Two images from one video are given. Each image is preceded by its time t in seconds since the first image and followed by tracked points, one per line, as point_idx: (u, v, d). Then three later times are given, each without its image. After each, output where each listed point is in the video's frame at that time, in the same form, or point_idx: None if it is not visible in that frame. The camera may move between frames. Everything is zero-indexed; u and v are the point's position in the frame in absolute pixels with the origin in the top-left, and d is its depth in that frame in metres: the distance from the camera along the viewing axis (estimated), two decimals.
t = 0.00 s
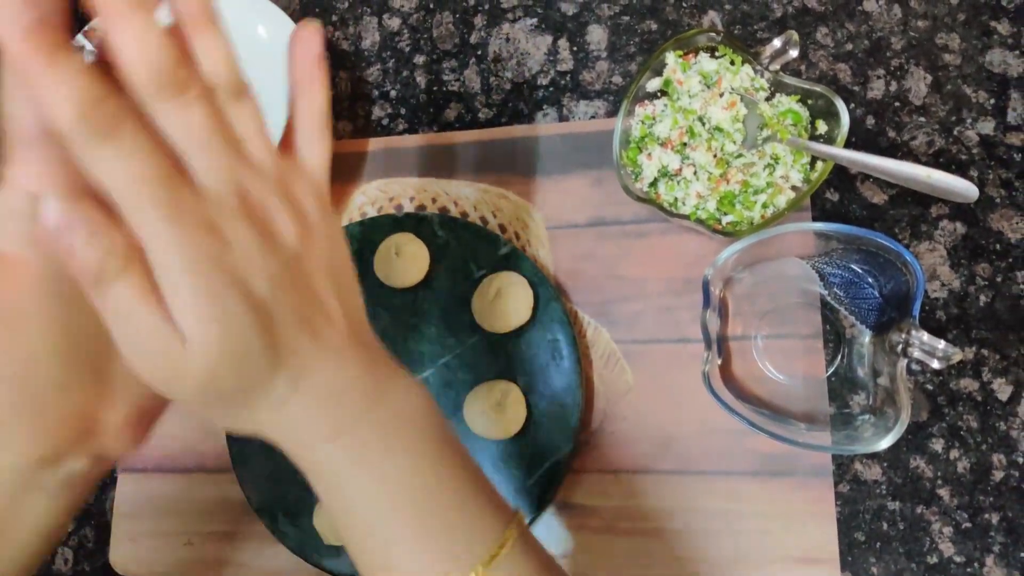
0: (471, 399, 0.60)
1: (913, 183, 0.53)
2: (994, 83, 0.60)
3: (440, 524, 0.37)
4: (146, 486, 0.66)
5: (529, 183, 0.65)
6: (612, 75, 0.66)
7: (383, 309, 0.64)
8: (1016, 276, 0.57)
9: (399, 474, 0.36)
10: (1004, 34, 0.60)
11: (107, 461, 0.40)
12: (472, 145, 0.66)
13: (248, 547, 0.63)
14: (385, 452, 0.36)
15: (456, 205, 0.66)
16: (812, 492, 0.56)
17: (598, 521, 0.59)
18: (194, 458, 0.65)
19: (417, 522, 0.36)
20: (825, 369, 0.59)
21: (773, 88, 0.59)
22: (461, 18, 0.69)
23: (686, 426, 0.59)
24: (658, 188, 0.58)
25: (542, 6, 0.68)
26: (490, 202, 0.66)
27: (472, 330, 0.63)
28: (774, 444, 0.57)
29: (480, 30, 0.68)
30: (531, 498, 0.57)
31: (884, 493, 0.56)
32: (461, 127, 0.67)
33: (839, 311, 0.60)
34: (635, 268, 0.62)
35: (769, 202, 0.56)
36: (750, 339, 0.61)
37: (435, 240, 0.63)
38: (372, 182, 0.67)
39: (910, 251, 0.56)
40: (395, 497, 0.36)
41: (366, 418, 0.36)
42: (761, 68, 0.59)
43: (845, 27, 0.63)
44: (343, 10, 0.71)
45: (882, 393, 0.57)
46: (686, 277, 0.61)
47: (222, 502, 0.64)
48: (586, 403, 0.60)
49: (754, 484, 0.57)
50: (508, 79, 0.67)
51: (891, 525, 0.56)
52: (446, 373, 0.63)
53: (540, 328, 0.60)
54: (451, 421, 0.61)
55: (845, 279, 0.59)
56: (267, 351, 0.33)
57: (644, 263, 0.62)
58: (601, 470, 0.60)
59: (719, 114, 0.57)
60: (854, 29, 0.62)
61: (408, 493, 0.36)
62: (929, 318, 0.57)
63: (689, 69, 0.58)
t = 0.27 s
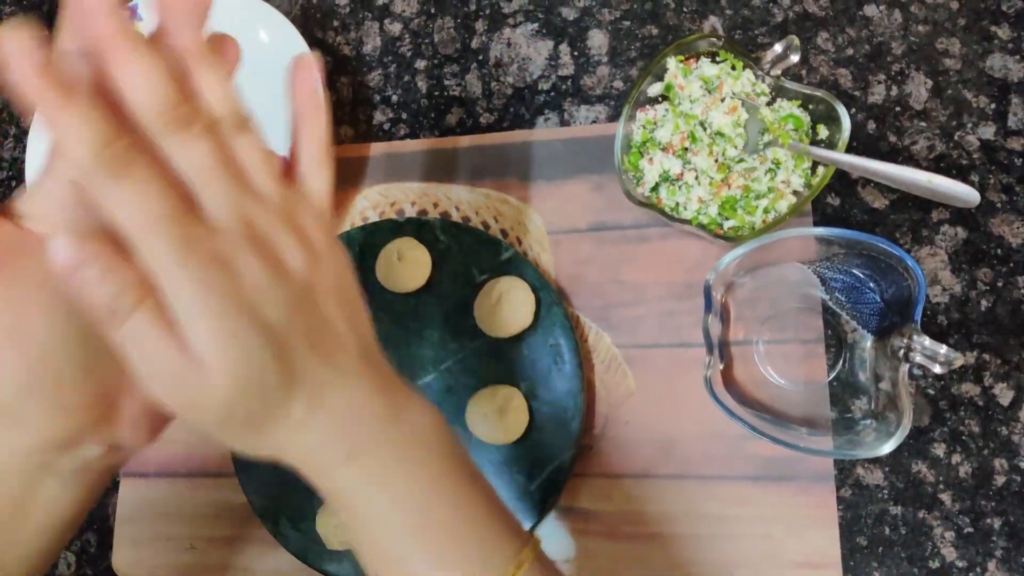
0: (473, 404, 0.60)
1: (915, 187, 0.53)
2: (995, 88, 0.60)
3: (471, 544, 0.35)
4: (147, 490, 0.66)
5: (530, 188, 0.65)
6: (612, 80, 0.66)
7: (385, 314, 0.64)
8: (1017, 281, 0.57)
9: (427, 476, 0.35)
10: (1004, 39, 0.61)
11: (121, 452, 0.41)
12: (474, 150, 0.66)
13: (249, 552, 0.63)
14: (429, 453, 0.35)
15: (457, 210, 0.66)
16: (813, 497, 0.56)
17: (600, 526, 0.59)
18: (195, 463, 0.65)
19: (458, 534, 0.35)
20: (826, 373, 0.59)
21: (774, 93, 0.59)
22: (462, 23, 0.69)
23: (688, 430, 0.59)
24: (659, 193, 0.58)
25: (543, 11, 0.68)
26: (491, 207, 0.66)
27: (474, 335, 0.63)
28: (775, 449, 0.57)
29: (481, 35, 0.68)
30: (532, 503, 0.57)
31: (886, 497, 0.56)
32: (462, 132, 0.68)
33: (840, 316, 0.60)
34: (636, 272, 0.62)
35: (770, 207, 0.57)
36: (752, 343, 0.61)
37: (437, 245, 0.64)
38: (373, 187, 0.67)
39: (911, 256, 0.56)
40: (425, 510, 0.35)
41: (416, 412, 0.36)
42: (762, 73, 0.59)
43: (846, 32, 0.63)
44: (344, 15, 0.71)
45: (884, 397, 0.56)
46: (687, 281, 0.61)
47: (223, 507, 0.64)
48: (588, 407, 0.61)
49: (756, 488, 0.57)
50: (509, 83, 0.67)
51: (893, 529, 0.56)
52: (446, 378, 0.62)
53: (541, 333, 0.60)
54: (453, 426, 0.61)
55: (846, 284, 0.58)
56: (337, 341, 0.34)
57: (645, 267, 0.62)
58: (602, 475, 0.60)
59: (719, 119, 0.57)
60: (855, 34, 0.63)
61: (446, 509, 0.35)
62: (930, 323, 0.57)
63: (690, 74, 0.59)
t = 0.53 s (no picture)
0: (477, 407, 0.60)
1: (918, 191, 0.53)
2: (998, 93, 0.60)
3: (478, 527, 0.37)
4: (151, 491, 0.66)
5: (534, 191, 0.65)
6: (617, 84, 0.66)
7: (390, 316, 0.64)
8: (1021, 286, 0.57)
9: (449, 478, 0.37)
10: (1007, 44, 0.61)
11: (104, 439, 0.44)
12: (479, 154, 0.67)
13: (252, 553, 0.63)
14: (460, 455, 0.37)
15: (462, 212, 0.66)
16: (817, 501, 0.56)
17: (604, 529, 0.59)
18: (199, 465, 0.66)
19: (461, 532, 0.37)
20: (830, 378, 0.59)
21: (778, 97, 0.59)
22: (467, 27, 0.69)
23: (692, 434, 0.59)
24: (664, 197, 0.58)
25: (547, 15, 0.68)
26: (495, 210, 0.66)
27: (478, 338, 0.63)
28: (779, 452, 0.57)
29: (486, 39, 0.69)
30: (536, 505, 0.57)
31: (889, 501, 0.56)
32: (466, 135, 0.68)
33: (844, 320, 0.60)
34: (640, 276, 0.62)
35: (775, 211, 0.57)
36: (756, 347, 0.61)
37: (442, 248, 0.64)
38: (378, 189, 0.68)
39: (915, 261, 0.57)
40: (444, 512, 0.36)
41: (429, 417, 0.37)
42: (766, 77, 0.59)
43: (850, 37, 0.63)
44: (350, 19, 0.71)
45: (888, 401, 0.57)
46: (691, 284, 0.62)
47: (227, 508, 0.65)
48: (592, 409, 0.61)
49: (760, 492, 0.57)
50: (514, 87, 0.68)
51: (896, 533, 0.56)
52: (450, 381, 0.63)
53: (546, 335, 0.60)
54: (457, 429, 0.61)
55: (851, 288, 0.59)
56: (345, 334, 0.36)
57: (650, 271, 0.62)
58: (606, 477, 0.60)
59: (724, 123, 0.57)
60: (859, 39, 0.63)
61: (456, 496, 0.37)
62: (934, 327, 0.58)
63: (695, 78, 0.59)
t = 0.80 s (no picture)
0: (480, 408, 0.60)
1: (923, 193, 0.53)
2: (1003, 95, 0.60)
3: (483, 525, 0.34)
4: (153, 492, 0.66)
5: (538, 192, 0.65)
6: (620, 85, 0.66)
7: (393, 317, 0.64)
8: None
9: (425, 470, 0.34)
10: (1012, 46, 0.61)
11: (124, 446, 0.42)
12: (483, 155, 0.66)
13: (254, 554, 0.63)
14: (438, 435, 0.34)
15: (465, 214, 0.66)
16: (821, 503, 0.56)
17: (606, 530, 0.59)
18: (201, 465, 0.65)
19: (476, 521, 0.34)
20: (834, 379, 0.59)
21: (783, 99, 0.59)
22: (470, 28, 0.69)
23: (695, 435, 0.59)
24: (667, 198, 0.58)
25: (551, 16, 0.68)
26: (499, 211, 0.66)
27: (480, 338, 0.63)
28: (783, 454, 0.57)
29: (489, 40, 0.69)
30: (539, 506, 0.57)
31: (893, 503, 0.56)
32: (470, 136, 0.68)
33: (847, 321, 0.60)
34: (643, 277, 0.62)
35: (779, 213, 0.57)
36: (759, 349, 0.61)
37: (445, 249, 0.64)
38: (381, 191, 0.68)
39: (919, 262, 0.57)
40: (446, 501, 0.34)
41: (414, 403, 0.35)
42: (771, 79, 0.59)
43: (854, 39, 0.63)
44: (353, 19, 0.71)
45: (892, 403, 0.57)
46: (694, 286, 0.62)
47: (229, 509, 0.64)
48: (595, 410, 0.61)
49: (763, 494, 0.57)
50: (517, 88, 0.68)
51: (900, 535, 0.55)
52: (453, 382, 0.63)
53: (549, 336, 0.60)
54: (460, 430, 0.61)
55: (854, 290, 0.59)
56: (331, 322, 0.34)
57: (653, 272, 0.62)
58: (609, 479, 0.60)
59: (727, 124, 0.57)
60: (863, 40, 0.63)
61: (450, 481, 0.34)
62: (938, 329, 0.58)
63: (699, 80, 0.59)
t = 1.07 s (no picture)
0: (480, 407, 0.60)
1: (924, 193, 0.53)
2: (1003, 95, 0.60)
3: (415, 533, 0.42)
4: (152, 491, 0.66)
5: (538, 192, 0.65)
6: (621, 85, 0.66)
7: (393, 316, 0.64)
8: None
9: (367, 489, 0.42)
10: (1012, 47, 0.61)
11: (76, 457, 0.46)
12: (483, 154, 0.66)
13: (253, 553, 0.63)
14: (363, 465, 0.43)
15: (465, 213, 0.66)
16: (821, 502, 0.56)
17: (606, 529, 0.59)
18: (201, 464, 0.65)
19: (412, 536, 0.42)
20: (833, 379, 0.59)
21: (783, 98, 0.60)
22: (471, 28, 0.69)
23: (695, 434, 0.59)
24: (668, 197, 0.59)
25: (551, 16, 0.68)
26: (499, 210, 0.66)
27: (480, 338, 0.63)
28: (782, 453, 0.57)
29: (490, 40, 0.69)
30: (538, 506, 0.57)
31: (892, 502, 0.56)
32: (470, 135, 0.68)
33: (847, 321, 0.60)
34: (643, 277, 0.62)
35: (779, 212, 0.57)
36: (759, 349, 0.61)
37: (445, 248, 0.64)
38: (382, 190, 0.68)
39: (919, 262, 0.57)
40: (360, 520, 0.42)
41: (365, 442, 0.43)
42: (771, 78, 0.59)
43: (854, 39, 0.63)
44: (354, 19, 0.71)
45: (891, 403, 0.57)
46: (694, 285, 0.62)
47: (228, 508, 0.64)
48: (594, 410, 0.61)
49: (763, 493, 0.57)
50: (518, 88, 0.68)
51: (899, 535, 0.56)
52: (452, 381, 0.63)
53: (548, 335, 0.60)
54: (459, 429, 0.61)
55: (855, 290, 0.59)
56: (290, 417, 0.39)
57: (653, 272, 0.62)
58: (609, 478, 0.60)
59: (728, 123, 0.57)
60: (863, 41, 0.63)
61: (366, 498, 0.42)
62: (937, 329, 0.58)
63: (699, 79, 0.59)
